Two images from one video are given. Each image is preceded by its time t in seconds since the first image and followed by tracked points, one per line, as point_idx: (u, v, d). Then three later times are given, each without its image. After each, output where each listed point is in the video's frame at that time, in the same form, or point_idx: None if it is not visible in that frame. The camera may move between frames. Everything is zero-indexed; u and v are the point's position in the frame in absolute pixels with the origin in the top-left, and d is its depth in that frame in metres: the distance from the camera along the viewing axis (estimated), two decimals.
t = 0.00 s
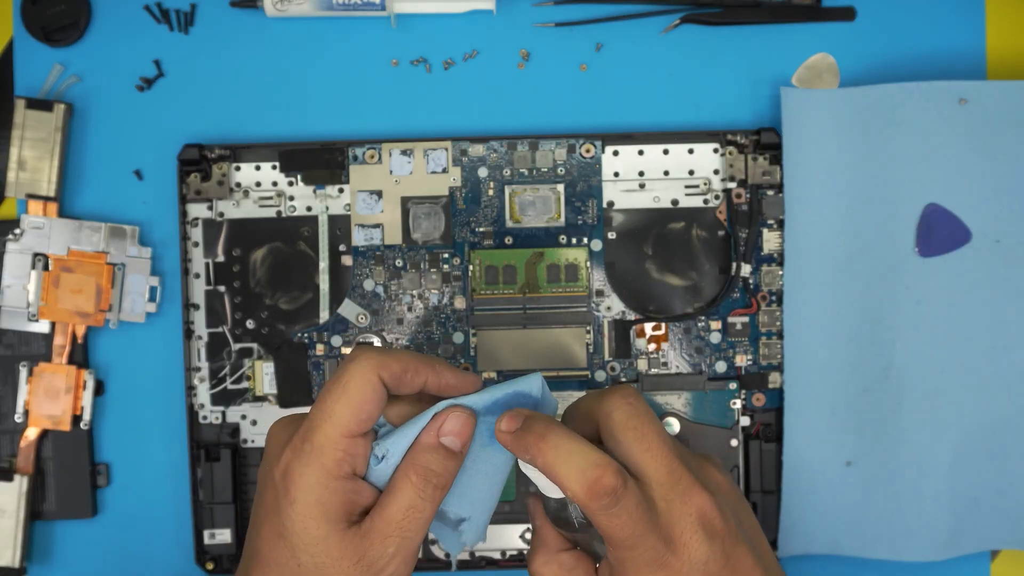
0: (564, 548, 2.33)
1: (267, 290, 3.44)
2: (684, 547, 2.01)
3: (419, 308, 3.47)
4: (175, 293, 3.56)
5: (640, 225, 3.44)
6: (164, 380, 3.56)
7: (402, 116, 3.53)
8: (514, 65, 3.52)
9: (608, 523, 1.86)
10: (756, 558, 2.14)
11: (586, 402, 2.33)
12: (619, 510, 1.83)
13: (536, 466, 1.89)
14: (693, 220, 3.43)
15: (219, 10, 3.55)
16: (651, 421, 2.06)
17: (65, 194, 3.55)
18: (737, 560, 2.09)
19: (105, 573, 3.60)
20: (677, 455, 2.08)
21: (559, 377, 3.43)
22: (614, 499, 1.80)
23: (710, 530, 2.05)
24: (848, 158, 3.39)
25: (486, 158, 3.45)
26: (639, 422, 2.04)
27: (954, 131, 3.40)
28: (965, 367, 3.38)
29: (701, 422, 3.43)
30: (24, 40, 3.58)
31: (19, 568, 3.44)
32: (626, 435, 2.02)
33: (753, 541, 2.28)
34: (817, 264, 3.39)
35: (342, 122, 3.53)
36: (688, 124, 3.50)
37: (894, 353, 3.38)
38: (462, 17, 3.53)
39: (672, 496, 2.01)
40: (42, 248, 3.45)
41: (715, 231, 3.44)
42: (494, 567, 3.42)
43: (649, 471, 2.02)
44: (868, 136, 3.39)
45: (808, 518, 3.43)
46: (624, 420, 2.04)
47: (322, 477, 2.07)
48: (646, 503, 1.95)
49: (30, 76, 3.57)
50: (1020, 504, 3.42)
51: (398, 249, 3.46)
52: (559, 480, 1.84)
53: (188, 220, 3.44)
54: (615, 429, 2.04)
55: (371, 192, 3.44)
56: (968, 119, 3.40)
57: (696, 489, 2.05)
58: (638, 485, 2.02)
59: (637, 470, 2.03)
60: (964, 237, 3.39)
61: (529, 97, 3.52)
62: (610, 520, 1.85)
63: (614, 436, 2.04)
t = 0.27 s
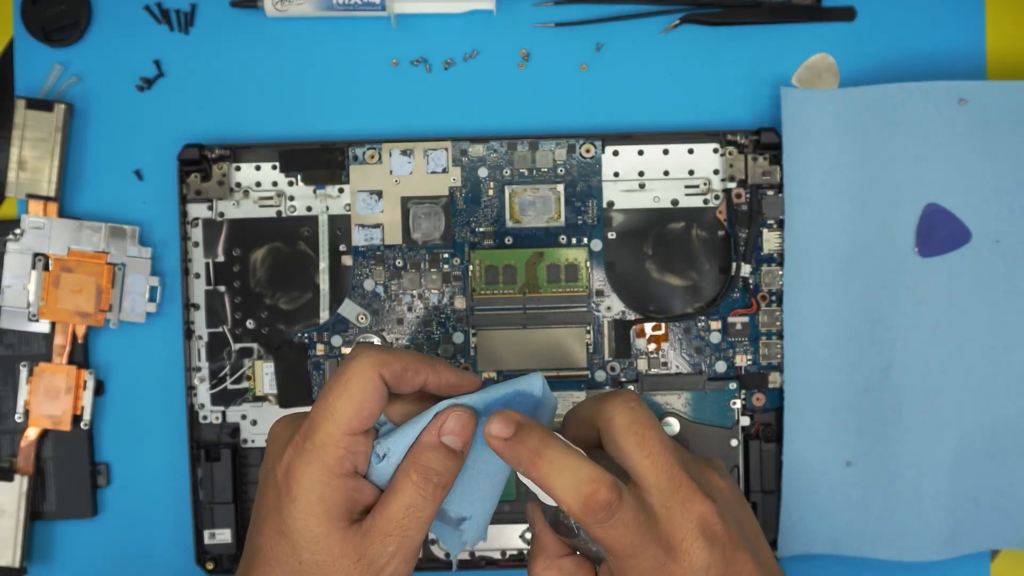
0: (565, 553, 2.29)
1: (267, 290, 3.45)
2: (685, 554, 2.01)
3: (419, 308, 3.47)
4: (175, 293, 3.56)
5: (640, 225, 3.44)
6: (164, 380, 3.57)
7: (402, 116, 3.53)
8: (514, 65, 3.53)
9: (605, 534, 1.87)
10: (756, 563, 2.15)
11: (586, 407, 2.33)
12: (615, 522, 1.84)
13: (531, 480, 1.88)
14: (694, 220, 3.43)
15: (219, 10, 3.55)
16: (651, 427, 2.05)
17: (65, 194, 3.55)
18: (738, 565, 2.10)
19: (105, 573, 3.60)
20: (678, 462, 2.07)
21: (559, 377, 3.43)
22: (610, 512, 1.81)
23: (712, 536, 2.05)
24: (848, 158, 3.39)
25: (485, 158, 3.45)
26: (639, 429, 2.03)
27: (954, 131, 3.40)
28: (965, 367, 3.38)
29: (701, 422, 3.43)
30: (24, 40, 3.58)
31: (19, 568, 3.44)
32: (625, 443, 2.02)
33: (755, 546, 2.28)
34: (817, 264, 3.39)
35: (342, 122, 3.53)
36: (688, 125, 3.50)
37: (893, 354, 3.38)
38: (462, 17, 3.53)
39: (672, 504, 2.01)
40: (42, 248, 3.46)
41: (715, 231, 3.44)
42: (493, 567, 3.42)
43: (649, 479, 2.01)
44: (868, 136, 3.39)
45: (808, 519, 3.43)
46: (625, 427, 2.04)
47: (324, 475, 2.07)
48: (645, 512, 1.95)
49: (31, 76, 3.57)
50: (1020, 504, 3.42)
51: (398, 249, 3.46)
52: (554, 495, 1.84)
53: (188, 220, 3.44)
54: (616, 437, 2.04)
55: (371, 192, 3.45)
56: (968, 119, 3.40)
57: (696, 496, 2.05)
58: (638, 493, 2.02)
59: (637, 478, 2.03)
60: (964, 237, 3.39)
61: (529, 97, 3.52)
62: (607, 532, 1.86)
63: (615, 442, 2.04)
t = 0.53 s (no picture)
0: (567, 554, 2.33)
1: (267, 290, 3.44)
2: (686, 551, 2.01)
3: (419, 308, 3.47)
4: (175, 294, 3.56)
5: (640, 225, 3.44)
6: (164, 380, 3.56)
7: (402, 116, 3.53)
8: (514, 65, 3.52)
9: (604, 532, 1.87)
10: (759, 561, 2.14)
11: (587, 406, 2.34)
12: (613, 519, 1.83)
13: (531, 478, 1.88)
14: (693, 220, 3.43)
15: (219, 10, 3.55)
16: (653, 424, 2.06)
17: (65, 194, 3.55)
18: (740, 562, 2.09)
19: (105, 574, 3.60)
20: (679, 459, 2.07)
21: (559, 377, 3.43)
22: (609, 510, 1.81)
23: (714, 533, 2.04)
24: (848, 158, 3.39)
25: (486, 158, 3.45)
26: (640, 425, 2.03)
27: (953, 131, 3.40)
28: (965, 367, 3.39)
29: (701, 422, 3.43)
30: (24, 40, 3.58)
31: (19, 568, 3.44)
32: (626, 440, 2.02)
33: (758, 544, 2.27)
34: (817, 264, 3.39)
35: (342, 122, 3.53)
36: (688, 125, 3.51)
37: (893, 354, 3.38)
38: (462, 17, 3.52)
39: (672, 501, 2.01)
40: (42, 248, 3.45)
41: (715, 231, 3.44)
42: (493, 567, 3.42)
43: (649, 475, 2.01)
44: (868, 136, 3.39)
45: (809, 518, 3.43)
46: (627, 422, 2.04)
47: (322, 475, 2.06)
48: (645, 510, 1.95)
49: (30, 76, 3.57)
50: (1020, 504, 3.42)
51: (398, 249, 3.46)
52: (554, 493, 1.84)
53: (188, 220, 3.44)
54: (618, 433, 2.04)
55: (371, 192, 3.44)
56: (968, 119, 3.40)
57: (698, 493, 2.04)
58: (639, 491, 2.02)
59: (637, 475, 2.03)
60: (964, 237, 3.39)
61: (529, 97, 3.52)
62: (605, 531, 1.86)
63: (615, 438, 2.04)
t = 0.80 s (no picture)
0: (575, 550, 2.31)
1: (267, 290, 3.45)
2: (694, 548, 2.01)
3: (419, 308, 3.47)
4: (175, 293, 3.56)
5: (640, 225, 3.44)
6: (164, 380, 3.57)
7: (402, 116, 3.53)
8: (514, 65, 3.52)
9: (612, 527, 1.87)
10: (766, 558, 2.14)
11: (594, 403, 2.34)
12: (623, 513, 1.84)
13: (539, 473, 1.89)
14: (693, 220, 3.44)
15: (219, 10, 3.55)
16: (659, 422, 2.06)
17: (65, 194, 3.55)
18: (748, 559, 2.09)
19: (105, 573, 3.60)
20: (687, 457, 2.07)
21: (558, 377, 3.43)
22: (618, 504, 1.81)
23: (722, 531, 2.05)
24: (848, 158, 3.39)
25: (486, 158, 3.45)
26: (648, 422, 2.03)
27: (953, 131, 3.40)
28: (965, 367, 3.39)
29: (701, 422, 3.43)
30: (24, 40, 3.58)
31: (20, 568, 3.44)
32: (635, 437, 2.02)
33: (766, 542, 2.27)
34: (817, 264, 3.39)
35: (342, 122, 3.53)
36: (688, 125, 3.51)
37: (894, 353, 3.38)
38: (461, 17, 3.53)
39: (680, 498, 2.01)
40: (42, 248, 3.46)
41: (715, 231, 3.44)
42: (493, 566, 3.42)
43: (656, 473, 2.01)
44: (868, 137, 3.39)
45: (809, 519, 3.43)
46: (633, 421, 2.04)
47: (321, 473, 2.07)
48: (653, 507, 1.95)
49: (31, 76, 3.57)
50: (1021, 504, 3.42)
51: (398, 249, 3.46)
52: (562, 487, 1.85)
53: (188, 220, 3.44)
54: (625, 431, 2.04)
55: (371, 192, 3.45)
56: (968, 119, 3.40)
57: (705, 490, 2.04)
58: (646, 488, 2.02)
59: (645, 472, 2.03)
60: (964, 237, 3.39)
61: (529, 98, 3.52)
62: (614, 526, 1.86)
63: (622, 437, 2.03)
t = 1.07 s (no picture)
0: (577, 550, 2.32)
1: (267, 290, 3.44)
2: (697, 547, 2.01)
3: (419, 308, 3.47)
4: (175, 294, 3.56)
5: (640, 224, 3.44)
6: (164, 380, 3.56)
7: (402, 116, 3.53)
8: (513, 65, 3.52)
9: (616, 522, 1.87)
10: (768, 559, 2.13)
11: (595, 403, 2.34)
12: (628, 508, 1.84)
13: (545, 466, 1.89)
14: (693, 220, 3.43)
15: (219, 10, 3.55)
16: (661, 420, 2.06)
17: (65, 194, 3.55)
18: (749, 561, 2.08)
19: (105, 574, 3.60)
20: (688, 455, 2.07)
21: (558, 377, 3.42)
22: (623, 498, 1.81)
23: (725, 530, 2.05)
24: (848, 158, 3.39)
25: (486, 158, 3.45)
26: (650, 421, 2.04)
27: (953, 131, 3.40)
28: (965, 367, 3.39)
29: (701, 422, 3.43)
30: (24, 40, 3.58)
31: (19, 568, 3.44)
32: (637, 436, 2.02)
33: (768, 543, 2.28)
34: (817, 264, 3.39)
35: (342, 122, 3.53)
36: (688, 125, 3.50)
37: (894, 354, 3.38)
38: (461, 17, 3.52)
39: (684, 495, 2.01)
40: (42, 248, 3.45)
41: (715, 231, 3.44)
42: (494, 566, 3.42)
43: (659, 471, 2.01)
44: (868, 137, 3.39)
45: (808, 518, 3.43)
46: (635, 420, 2.04)
47: (322, 473, 2.07)
48: (657, 503, 1.95)
49: (30, 76, 3.57)
50: (1021, 504, 3.42)
51: (398, 249, 3.46)
52: (568, 481, 1.84)
53: (188, 220, 3.44)
54: (626, 430, 2.04)
55: (371, 192, 3.44)
56: (968, 119, 3.40)
57: (708, 489, 2.04)
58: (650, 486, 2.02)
59: (648, 470, 2.03)
60: (964, 237, 3.39)
61: (529, 97, 3.52)
62: (619, 520, 1.86)
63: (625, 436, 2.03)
